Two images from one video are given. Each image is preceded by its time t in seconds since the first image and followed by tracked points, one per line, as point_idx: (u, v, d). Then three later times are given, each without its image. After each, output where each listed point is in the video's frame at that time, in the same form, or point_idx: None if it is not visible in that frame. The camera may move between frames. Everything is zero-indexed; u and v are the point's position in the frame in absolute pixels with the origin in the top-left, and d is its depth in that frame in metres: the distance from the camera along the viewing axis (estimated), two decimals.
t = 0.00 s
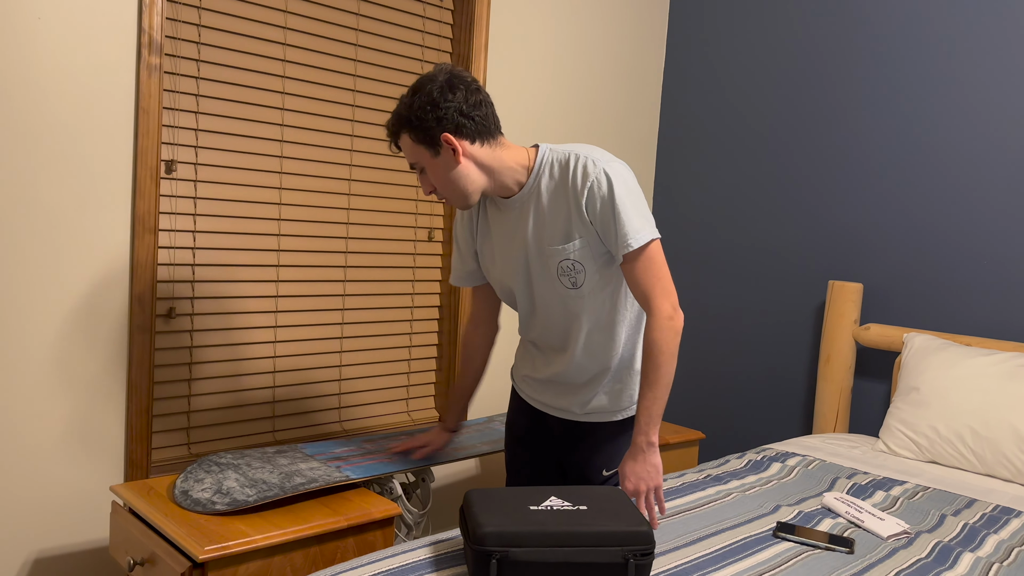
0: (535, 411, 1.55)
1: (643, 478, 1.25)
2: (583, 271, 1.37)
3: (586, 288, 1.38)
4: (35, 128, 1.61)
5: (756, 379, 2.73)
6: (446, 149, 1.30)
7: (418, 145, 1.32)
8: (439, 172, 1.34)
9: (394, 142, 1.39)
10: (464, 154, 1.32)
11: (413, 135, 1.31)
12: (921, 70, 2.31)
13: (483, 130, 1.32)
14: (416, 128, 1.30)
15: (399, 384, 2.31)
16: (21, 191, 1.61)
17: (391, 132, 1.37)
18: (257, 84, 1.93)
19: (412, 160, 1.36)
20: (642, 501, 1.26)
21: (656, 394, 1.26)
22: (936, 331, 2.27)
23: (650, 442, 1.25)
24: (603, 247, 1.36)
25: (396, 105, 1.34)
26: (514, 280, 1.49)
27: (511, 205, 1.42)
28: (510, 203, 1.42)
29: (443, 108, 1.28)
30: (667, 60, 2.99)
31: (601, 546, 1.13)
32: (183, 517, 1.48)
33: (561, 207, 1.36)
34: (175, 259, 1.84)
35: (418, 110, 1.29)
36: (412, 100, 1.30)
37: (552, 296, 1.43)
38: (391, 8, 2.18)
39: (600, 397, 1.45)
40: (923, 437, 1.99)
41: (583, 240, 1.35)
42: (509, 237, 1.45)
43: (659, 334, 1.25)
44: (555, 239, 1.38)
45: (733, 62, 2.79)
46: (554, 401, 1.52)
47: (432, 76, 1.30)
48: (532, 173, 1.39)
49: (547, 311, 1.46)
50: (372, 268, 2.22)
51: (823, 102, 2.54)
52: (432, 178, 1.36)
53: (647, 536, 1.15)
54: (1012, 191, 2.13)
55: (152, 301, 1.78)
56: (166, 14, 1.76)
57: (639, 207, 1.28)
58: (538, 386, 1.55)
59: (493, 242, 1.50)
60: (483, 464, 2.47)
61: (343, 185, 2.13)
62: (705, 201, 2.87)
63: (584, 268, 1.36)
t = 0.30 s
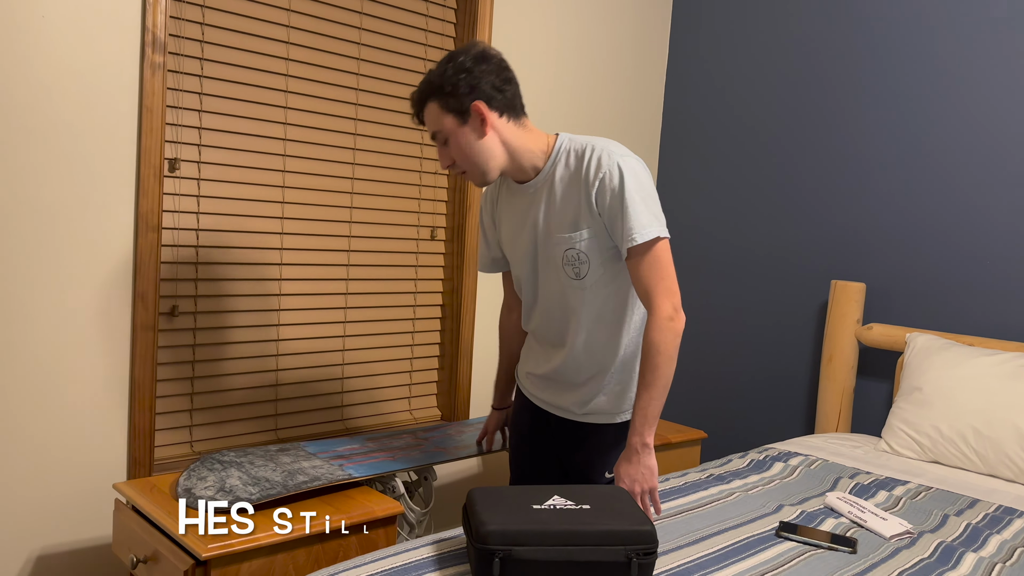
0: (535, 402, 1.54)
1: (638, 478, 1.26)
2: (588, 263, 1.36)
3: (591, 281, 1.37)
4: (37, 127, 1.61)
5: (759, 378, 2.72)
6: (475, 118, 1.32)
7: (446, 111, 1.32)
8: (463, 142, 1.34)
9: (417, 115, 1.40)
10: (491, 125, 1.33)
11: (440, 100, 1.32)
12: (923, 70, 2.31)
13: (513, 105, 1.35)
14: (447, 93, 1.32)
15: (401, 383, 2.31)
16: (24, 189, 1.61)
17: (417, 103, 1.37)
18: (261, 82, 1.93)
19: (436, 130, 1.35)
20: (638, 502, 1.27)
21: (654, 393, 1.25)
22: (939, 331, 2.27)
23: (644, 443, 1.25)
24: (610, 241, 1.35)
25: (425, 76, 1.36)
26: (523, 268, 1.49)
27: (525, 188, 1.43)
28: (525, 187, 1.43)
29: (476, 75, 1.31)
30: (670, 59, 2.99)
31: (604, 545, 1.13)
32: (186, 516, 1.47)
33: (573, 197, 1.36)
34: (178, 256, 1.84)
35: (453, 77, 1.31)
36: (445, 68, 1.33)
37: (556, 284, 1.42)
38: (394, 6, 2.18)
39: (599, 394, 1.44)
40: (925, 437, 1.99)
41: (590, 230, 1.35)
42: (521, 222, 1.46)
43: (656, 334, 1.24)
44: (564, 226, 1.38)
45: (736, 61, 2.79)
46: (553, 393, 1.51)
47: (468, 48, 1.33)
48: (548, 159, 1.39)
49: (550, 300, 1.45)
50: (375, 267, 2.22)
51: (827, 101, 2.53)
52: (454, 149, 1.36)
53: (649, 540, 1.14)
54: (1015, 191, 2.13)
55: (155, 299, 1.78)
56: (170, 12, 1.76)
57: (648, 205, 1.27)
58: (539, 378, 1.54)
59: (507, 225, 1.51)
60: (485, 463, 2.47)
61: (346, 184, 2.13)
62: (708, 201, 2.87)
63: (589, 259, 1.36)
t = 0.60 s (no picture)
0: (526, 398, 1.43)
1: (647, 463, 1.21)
2: (611, 243, 1.31)
3: (611, 263, 1.32)
4: (38, 125, 1.61)
5: (759, 378, 2.72)
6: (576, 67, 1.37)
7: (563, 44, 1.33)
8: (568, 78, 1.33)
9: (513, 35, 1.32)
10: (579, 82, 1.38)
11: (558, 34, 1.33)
12: (924, 69, 2.31)
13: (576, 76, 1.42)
14: (564, 26, 1.35)
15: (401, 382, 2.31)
16: (25, 187, 1.61)
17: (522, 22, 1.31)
18: (262, 81, 1.94)
19: (549, 52, 1.31)
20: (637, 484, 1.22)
21: (667, 369, 1.23)
22: (940, 331, 2.27)
23: (663, 427, 1.21)
24: (637, 229, 1.32)
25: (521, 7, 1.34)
26: (534, 248, 1.41)
27: (553, 164, 1.39)
28: (554, 163, 1.39)
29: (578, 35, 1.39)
30: (671, 58, 2.99)
31: (605, 545, 1.14)
32: (186, 516, 1.47)
33: (605, 177, 1.34)
34: (179, 255, 1.84)
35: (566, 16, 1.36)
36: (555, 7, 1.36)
37: (567, 265, 1.36)
38: (396, 5, 2.18)
39: (597, 392, 1.34)
40: (926, 437, 1.99)
41: (618, 210, 1.31)
42: (541, 200, 1.41)
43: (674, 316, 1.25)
44: (590, 205, 1.34)
45: (738, 60, 2.79)
46: (544, 387, 1.40)
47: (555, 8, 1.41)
48: (588, 133, 1.37)
49: (557, 283, 1.38)
50: (376, 266, 2.22)
51: (828, 101, 2.53)
52: (559, 77, 1.32)
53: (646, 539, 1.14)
54: (1016, 191, 2.13)
55: (156, 298, 1.78)
56: (171, 11, 1.76)
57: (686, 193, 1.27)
58: (529, 373, 1.44)
59: (523, 206, 1.45)
60: (485, 462, 2.47)
61: (347, 183, 2.13)
62: (709, 201, 2.87)
63: (611, 241, 1.31)
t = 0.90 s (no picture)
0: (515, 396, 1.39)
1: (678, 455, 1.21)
2: (632, 238, 1.31)
3: (630, 258, 1.31)
4: (37, 124, 1.61)
5: (761, 378, 2.72)
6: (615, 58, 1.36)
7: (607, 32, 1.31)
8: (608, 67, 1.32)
9: (562, 16, 1.30)
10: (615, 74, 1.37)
11: (604, 21, 1.31)
12: (925, 68, 2.30)
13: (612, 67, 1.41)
14: (611, 16, 1.33)
15: (401, 382, 2.31)
16: (23, 188, 1.60)
17: (573, 4, 1.29)
18: (262, 81, 1.93)
19: (595, 39, 1.29)
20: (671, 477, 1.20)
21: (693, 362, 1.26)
22: (941, 331, 2.26)
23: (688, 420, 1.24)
24: (658, 227, 1.32)
25: None
26: (547, 234, 1.39)
27: (575, 152, 1.37)
28: (576, 151, 1.37)
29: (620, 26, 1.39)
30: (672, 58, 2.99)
31: (607, 545, 1.13)
32: (186, 516, 1.46)
33: (629, 171, 1.33)
34: (179, 255, 1.84)
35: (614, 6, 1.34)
36: None
37: (583, 256, 1.34)
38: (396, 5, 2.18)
39: (609, 387, 1.32)
40: (927, 438, 1.98)
41: (643, 206, 1.31)
42: (557, 187, 1.39)
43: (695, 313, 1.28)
44: (613, 197, 1.33)
45: (739, 60, 2.78)
46: (549, 379, 1.37)
47: None
48: (616, 127, 1.36)
49: (570, 273, 1.35)
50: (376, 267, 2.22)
51: (829, 101, 2.53)
52: (600, 66, 1.30)
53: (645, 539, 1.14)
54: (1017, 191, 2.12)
55: (156, 298, 1.77)
56: (171, 11, 1.76)
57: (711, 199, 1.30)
58: (530, 364, 1.40)
59: (537, 193, 1.43)
60: (485, 463, 2.46)
61: (347, 183, 2.13)
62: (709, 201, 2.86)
63: (634, 236, 1.31)
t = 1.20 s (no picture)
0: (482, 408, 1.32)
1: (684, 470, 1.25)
2: (636, 242, 1.30)
3: (633, 262, 1.31)
4: (37, 126, 1.61)
5: (762, 380, 2.71)
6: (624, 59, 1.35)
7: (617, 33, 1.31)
8: (616, 68, 1.31)
9: (569, 16, 1.29)
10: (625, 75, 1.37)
11: (614, 22, 1.31)
12: (927, 69, 2.30)
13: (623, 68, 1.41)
14: (620, 17, 1.33)
15: (402, 385, 2.30)
16: (23, 191, 1.60)
17: (580, 4, 1.29)
18: (262, 84, 1.93)
19: (602, 40, 1.29)
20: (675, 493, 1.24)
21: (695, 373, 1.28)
22: (942, 333, 2.26)
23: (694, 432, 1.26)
24: (662, 233, 1.32)
25: None
26: (549, 235, 1.38)
27: (583, 153, 1.37)
28: (584, 152, 1.37)
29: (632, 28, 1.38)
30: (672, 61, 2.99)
31: (608, 549, 1.13)
32: (185, 517, 1.47)
33: (635, 175, 1.33)
34: (179, 259, 1.84)
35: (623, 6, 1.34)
36: None
37: (586, 258, 1.33)
38: (396, 8, 2.18)
39: (609, 392, 1.31)
40: (929, 440, 1.98)
41: (649, 210, 1.30)
42: (562, 188, 1.38)
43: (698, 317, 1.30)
44: (618, 201, 1.32)
45: (739, 62, 2.78)
46: (548, 381, 1.35)
47: None
48: (622, 130, 1.36)
49: (573, 274, 1.34)
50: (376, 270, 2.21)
51: (830, 103, 2.53)
52: (607, 66, 1.30)
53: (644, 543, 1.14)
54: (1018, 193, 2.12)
55: (156, 301, 1.77)
56: (171, 13, 1.76)
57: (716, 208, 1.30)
58: (528, 366, 1.38)
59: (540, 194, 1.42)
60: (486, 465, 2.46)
61: (348, 186, 2.12)
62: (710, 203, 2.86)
63: (638, 240, 1.30)
